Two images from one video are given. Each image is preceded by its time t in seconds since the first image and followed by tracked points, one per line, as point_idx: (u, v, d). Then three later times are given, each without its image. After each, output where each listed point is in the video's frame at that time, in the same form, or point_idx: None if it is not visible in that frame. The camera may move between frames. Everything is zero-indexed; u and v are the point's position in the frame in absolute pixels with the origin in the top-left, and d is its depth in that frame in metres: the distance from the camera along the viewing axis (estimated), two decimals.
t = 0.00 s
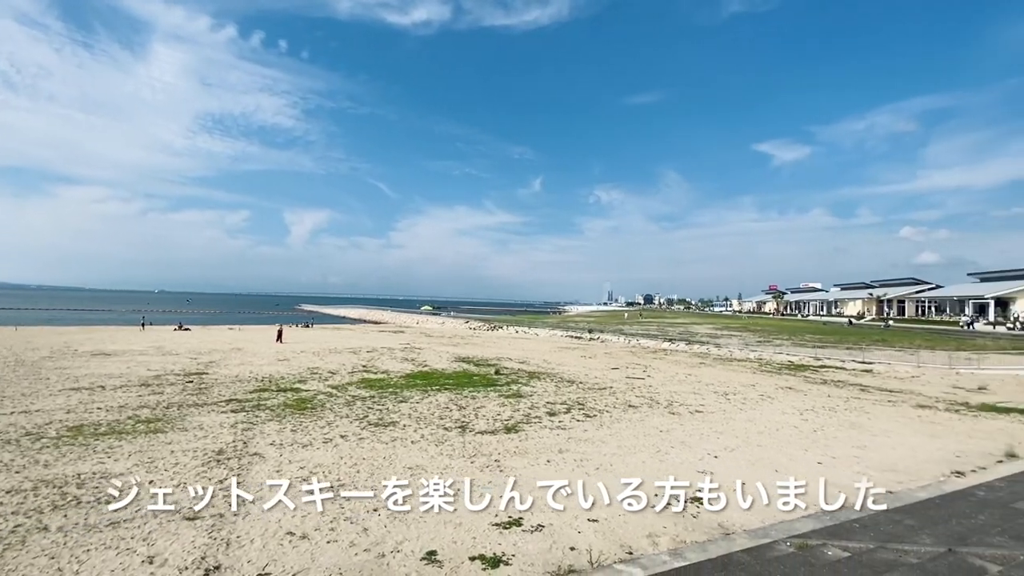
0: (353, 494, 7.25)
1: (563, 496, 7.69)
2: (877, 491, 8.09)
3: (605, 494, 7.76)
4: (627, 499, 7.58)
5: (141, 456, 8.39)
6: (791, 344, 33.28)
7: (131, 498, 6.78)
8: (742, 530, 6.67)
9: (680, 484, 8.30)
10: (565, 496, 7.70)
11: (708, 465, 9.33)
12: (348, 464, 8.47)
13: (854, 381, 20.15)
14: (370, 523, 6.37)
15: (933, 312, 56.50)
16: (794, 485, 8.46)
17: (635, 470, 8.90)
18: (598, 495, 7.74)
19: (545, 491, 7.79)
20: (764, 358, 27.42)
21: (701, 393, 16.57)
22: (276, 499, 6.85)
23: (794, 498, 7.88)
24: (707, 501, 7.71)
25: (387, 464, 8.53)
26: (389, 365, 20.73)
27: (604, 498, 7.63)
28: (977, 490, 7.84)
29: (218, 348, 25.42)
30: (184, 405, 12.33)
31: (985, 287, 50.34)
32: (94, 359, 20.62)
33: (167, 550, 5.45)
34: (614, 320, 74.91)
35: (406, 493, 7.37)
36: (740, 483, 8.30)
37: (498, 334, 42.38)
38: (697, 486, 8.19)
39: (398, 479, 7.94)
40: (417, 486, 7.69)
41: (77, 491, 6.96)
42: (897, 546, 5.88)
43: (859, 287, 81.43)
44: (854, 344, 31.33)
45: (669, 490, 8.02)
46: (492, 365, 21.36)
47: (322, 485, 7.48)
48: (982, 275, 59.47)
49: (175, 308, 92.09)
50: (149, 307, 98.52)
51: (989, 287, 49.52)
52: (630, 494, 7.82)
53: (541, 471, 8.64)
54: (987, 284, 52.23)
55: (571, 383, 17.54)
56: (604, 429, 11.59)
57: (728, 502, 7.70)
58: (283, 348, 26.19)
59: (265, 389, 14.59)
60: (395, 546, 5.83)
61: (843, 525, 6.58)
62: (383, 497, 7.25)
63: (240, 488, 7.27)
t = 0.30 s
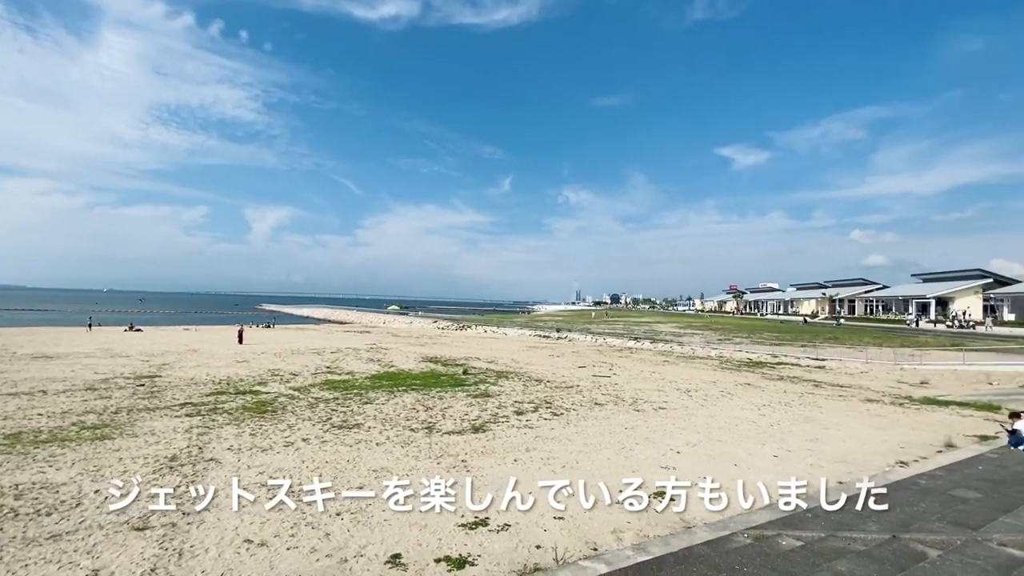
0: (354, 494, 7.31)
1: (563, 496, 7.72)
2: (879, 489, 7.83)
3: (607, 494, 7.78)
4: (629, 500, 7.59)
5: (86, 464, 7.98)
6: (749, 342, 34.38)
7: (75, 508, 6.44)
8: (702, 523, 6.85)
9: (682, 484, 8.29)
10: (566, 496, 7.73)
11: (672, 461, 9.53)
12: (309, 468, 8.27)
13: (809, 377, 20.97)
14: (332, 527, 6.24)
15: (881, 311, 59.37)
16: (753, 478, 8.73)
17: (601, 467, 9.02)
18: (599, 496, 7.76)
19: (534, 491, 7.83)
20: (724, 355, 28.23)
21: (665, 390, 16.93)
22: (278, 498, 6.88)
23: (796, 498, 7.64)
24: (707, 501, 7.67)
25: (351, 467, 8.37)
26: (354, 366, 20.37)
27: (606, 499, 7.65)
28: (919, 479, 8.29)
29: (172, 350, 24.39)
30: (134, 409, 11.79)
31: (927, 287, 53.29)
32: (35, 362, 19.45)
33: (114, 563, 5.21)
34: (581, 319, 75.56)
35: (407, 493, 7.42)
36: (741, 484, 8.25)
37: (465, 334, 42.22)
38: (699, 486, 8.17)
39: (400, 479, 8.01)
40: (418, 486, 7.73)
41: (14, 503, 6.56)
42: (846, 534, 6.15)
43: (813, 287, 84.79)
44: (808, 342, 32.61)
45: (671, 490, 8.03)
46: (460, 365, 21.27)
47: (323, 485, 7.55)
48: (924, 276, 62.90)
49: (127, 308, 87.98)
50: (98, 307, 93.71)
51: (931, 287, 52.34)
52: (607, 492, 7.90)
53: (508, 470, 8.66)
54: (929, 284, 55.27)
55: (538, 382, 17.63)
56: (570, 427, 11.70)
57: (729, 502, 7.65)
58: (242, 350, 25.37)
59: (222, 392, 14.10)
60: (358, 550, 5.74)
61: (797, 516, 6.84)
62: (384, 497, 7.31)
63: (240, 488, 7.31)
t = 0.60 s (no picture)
0: (355, 494, 7.41)
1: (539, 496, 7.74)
2: (881, 490, 7.62)
3: (608, 494, 7.81)
4: (603, 498, 7.69)
5: (26, 475, 7.54)
6: (711, 340, 35.30)
7: (13, 522, 6.08)
8: (666, 518, 7.00)
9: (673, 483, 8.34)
10: (552, 495, 7.77)
11: (637, 458, 9.70)
12: (270, 473, 8.05)
13: (767, 374, 21.71)
14: (293, 534, 6.09)
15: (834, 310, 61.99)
16: (714, 473, 8.96)
17: (567, 466, 9.10)
18: (564, 494, 7.83)
19: (501, 491, 7.84)
20: (688, 353, 28.92)
21: (631, 388, 17.23)
22: (280, 498, 6.98)
23: (798, 497, 7.41)
24: (673, 497, 7.81)
25: (314, 472, 8.19)
26: (318, 367, 19.93)
27: (607, 499, 7.67)
28: (867, 470, 8.69)
29: (123, 353, 23.28)
30: (80, 415, 11.21)
31: (876, 287, 55.95)
32: None
33: None
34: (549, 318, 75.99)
35: (395, 494, 7.44)
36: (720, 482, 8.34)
37: (433, 334, 41.89)
38: (689, 484, 8.22)
39: (402, 478, 8.10)
40: (419, 487, 7.83)
41: None
42: (801, 525, 6.40)
43: (771, 287, 87.77)
44: (767, 340, 33.73)
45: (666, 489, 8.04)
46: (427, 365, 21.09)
47: (324, 484, 7.66)
48: (874, 276, 65.98)
49: (73, 309, 83.71)
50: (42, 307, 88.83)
51: (880, 287, 54.94)
52: (572, 490, 7.97)
53: (476, 471, 8.65)
54: (878, 284, 58.02)
55: (506, 382, 17.68)
56: (538, 426, 11.77)
57: (688, 496, 7.85)
58: (200, 352, 24.44)
59: (177, 396, 13.56)
60: (320, 557, 5.62)
61: (754, 509, 7.07)
62: (386, 497, 7.40)
63: (241, 488, 7.41)
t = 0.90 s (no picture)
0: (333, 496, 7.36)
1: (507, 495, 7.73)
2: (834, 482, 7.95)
3: (576, 493, 7.89)
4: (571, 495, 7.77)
5: None
6: (677, 339, 36.03)
7: None
8: (631, 515, 7.11)
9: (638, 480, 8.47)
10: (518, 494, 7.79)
11: (604, 455, 9.81)
12: (228, 479, 7.80)
13: (729, 371, 22.32)
14: (253, 542, 5.91)
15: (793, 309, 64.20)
16: (679, 469, 9.14)
17: (536, 465, 9.13)
18: (534, 493, 7.86)
19: (471, 492, 7.80)
20: (654, 352, 29.44)
21: (599, 387, 17.43)
22: (281, 498, 7.06)
23: (785, 495, 7.41)
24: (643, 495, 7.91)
25: (276, 477, 7.97)
26: (281, 369, 19.43)
27: (576, 497, 7.75)
28: (823, 463, 9.03)
29: (72, 356, 22.15)
30: (23, 423, 10.61)
31: (832, 287, 58.24)
32: None
33: None
34: (518, 318, 76.14)
35: (362, 499, 7.32)
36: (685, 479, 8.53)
37: (401, 335, 41.42)
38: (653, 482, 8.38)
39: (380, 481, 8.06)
40: (421, 486, 7.90)
41: None
42: (761, 518, 6.59)
43: (734, 287, 90.33)
44: (729, 339, 34.65)
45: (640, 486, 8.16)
46: (396, 367, 20.84)
47: (326, 484, 7.74)
48: (830, 277, 68.67)
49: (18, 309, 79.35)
50: None
51: (836, 287, 57.18)
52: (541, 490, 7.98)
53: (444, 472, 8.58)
54: (834, 284, 60.40)
55: (475, 382, 17.62)
56: (507, 425, 11.78)
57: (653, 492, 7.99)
58: (156, 354, 23.49)
59: (130, 401, 12.99)
60: (281, 564, 5.48)
61: (716, 503, 7.24)
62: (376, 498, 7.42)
63: (214, 492, 7.28)
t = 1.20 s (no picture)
0: (298, 502, 7.19)
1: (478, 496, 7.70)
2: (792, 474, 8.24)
3: (546, 491, 7.93)
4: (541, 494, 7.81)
5: None
6: (645, 337, 36.61)
7: None
8: (600, 512, 7.18)
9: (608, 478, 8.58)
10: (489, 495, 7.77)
11: (573, 453, 9.89)
12: (186, 487, 7.52)
13: (695, 369, 22.82)
14: (212, 552, 5.72)
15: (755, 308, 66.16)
16: (647, 466, 9.28)
17: (505, 465, 9.13)
18: (504, 493, 7.87)
19: (441, 494, 7.74)
20: (623, 350, 29.86)
21: (568, 386, 17.57)
22: (270, 501, 7.03)
23: (750, 490, 7.60)
24: (612, 492, 8.01)
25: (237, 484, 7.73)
26: (244, 372, 18.85)
27: (545, 496, 7.80)
28: (782, 456, 9.33)
29: (16, 361, 20.96)
30: None
31: (792, 286, 60.30)
32: None
33: None
34: (489, 318, 76.00)
35: (328, 504, 7.16)
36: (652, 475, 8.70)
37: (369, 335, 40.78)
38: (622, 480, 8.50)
39: (348, 485, 7.91)
40: (422, 486, 8.03)
41: None
42: (724, 511, 6.77)
43: (699, 287, 92.46)
44: (695, 337, 35.44)
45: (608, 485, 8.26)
46: (364, 368, 20.50)
47: (316, 486, 7.70)
48: (789, 276, 71.09)
49: None
50: None
51: (795, 286, 59.31)
52: (512, 490, 8.00)
53: (412, 474, 8.48)
54: (793, 284, 62.54)
55: (446, 382, 17.52)
56: (478, 426, 11.74)
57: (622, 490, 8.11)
58: (109, 358, 22.46)
59: (79, 407, 12.38)
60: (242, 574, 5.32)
61: (683, 498, 7.40)
62: (344, 502, 7.28)
63: (171, 501, 7.01)
